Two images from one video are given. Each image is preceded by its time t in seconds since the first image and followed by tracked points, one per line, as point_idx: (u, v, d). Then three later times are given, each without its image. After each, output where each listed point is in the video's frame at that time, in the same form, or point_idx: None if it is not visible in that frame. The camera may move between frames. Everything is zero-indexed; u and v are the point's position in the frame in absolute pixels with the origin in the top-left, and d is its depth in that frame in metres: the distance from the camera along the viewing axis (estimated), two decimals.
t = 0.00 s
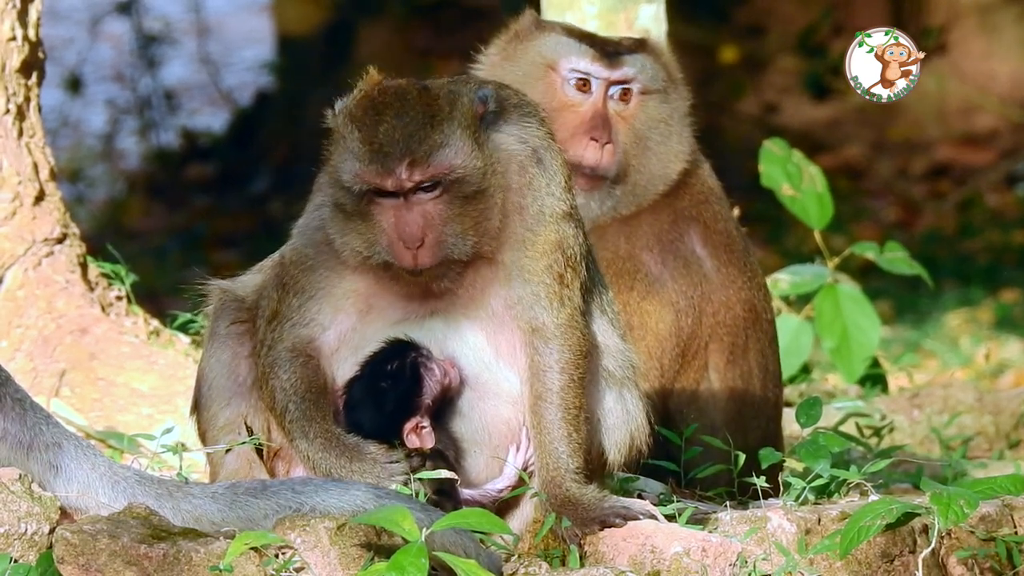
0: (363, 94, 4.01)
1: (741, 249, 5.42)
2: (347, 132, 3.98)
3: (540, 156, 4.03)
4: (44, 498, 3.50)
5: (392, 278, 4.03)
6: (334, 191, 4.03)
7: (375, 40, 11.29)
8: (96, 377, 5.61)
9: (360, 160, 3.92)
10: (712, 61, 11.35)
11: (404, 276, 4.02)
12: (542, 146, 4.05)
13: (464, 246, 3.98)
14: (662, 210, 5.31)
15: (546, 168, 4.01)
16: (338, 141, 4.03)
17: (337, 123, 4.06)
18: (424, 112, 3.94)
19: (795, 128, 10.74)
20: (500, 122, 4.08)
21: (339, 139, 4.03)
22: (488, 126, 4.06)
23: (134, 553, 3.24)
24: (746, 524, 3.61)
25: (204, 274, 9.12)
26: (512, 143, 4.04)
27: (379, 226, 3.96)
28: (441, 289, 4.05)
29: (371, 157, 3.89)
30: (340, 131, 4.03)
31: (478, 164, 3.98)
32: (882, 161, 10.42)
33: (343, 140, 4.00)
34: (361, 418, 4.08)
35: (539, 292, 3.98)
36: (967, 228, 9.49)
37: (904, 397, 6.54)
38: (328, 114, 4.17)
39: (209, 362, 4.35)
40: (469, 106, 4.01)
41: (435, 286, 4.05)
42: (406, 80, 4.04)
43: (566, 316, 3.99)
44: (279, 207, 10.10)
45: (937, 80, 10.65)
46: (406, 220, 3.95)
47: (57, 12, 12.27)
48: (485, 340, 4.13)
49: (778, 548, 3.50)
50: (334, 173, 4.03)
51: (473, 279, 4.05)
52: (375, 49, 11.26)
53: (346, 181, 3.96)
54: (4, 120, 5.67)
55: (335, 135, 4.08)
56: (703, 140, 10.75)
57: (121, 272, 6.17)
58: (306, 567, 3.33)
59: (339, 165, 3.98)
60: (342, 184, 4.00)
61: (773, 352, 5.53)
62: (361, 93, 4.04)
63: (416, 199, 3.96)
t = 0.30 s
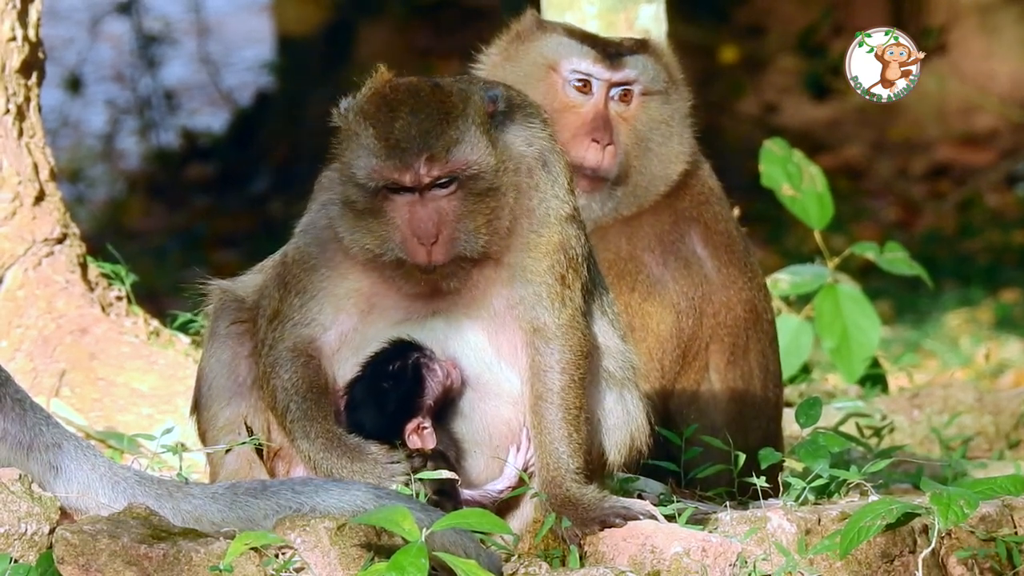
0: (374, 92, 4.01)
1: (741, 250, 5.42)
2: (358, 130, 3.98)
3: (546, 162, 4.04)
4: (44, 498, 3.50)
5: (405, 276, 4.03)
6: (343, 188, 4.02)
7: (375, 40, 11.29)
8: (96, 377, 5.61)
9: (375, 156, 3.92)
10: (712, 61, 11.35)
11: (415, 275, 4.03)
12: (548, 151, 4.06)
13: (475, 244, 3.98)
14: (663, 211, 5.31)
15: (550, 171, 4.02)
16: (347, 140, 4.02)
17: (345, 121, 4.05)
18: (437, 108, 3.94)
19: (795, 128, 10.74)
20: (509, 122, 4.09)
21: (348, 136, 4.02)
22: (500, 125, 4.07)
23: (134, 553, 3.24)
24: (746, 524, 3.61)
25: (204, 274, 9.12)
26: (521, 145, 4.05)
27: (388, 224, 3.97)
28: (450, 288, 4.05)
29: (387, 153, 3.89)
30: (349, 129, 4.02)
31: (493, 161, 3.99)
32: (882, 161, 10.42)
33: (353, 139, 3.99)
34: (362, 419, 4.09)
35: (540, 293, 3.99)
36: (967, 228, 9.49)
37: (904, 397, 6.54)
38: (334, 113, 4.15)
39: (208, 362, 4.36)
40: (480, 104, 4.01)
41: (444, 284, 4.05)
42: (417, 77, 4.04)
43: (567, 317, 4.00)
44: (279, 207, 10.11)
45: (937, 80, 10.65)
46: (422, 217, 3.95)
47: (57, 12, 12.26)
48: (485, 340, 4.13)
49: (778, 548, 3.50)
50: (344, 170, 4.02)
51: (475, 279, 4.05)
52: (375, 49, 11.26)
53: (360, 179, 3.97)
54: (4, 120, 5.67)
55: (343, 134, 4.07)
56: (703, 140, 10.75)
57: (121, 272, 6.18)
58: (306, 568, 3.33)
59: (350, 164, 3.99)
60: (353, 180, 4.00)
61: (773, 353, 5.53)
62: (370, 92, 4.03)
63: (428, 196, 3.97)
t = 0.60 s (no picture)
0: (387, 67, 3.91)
1: (741, 250, 5.42)
2: (382, 98, 3.85)
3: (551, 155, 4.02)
4: (44, 498, 3.50)
5: (446, 241, 3.91)
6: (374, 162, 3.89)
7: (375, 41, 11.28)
8: (96, 377, 5.61)
9: (412, 112, 3.80)
10: (712, 61, 11.35)
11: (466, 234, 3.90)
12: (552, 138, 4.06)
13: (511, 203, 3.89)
14: (663, 211, 5.31)
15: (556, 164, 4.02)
16: (368, 118, 3.90)
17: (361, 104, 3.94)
18: (461, 65, 3.87)
19: (795, 128, 10.74)
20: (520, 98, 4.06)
21: (368, 113, 3.90)
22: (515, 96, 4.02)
23: (133, 553, 3.24)
24: (746, 524, 3.61)
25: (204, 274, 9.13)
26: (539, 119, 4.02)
27: (425, 185, 3.83)
28: (488, 251, 3.95)
29: (423, 104, 3.78)
30: (366, 109, 3.90)
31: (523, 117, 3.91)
32: (882, 161, 10.42)
33: (379, 107, 3.86)
34: (361, 420, 4.11)
35: (540, 293, 4.00)
36: (967, 228, 9.48)
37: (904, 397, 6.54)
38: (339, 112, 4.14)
39: (206, 363, 4.36)
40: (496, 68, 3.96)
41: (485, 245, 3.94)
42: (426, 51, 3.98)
43: (566, 317, 4.02)
44: (279, 207, 10.12)
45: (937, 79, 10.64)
46: (469, 167, 3.80)
47: (57, 12, 12.26)
48: (484, 340, 4.13)
49: (778, 548, 3.50)
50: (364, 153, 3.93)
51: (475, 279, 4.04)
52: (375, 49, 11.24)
53: (403, 136, 3.82)
54: (4, 120, 5.67)
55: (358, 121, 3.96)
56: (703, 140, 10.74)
57: (121, 272, 6.18)
58: (306, 567, 3.33)
59: (366, 150, 3.89)
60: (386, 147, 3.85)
61: (773, 353, 5.53)
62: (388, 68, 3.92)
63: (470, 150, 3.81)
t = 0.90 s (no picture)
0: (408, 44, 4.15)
1: (742, 250, 5.42)
2: (420, 67, 4.02)
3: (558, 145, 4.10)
4: (44, 498, 3.50)
5: (507, 197, 3.96)
6: (428, 125, 4.01)
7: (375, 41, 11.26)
8: (96, 377, 5.61)
9: (465, 65, 3.96)
10: (712, 62, 11.35)
11: (527, 188, 3.93)
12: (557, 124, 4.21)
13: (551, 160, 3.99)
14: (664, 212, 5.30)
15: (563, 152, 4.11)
16: (409, 91, 4.03)
17: (391, 88, 4.08)
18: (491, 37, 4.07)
19: (795, 128, 10.74)
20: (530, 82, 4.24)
21: (408, 87, 4.03)
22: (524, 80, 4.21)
23: (134, 553, 3.24)
24: (746, 524, 3.61)
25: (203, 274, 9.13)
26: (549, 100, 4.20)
27: (487, 134, 3.94)
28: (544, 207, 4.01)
29: (470, 59, 3.96)
30: (403, 85, 4.04)
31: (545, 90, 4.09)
32: (882, 161, 10.42)
33: (420, 76, 4.02)
34: (360, 421, 4.10)
35: (541, 293, 4.03)
36: (967, 228, 9.48)
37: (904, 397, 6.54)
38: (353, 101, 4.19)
39: (203, 364, 4.37)
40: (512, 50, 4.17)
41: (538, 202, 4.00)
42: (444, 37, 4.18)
43: (568, 318, 4.05)
44: (279, 207, 10.12)
45: (937, 79, 10.63)
46: (516, 118, 3.93)
47: (57, 12, 12.25)
48: (482, 339, 4.13)
49: (778, 548, 3.50)
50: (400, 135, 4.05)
51: (477, 278, 4.06)
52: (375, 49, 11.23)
53: (458, 90, 3.97)
54: (4, 120, 5.67)
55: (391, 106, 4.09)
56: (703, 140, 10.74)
57: (121, 272, 6.18)
58: (306, 567, 3.32)
59: (416, 112, 4.02)
60: (442, 108, 3.99)
61: (774, 352, 5.53)
62: (404, 53, 4.11)
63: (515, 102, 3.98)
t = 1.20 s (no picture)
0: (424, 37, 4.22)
1: (742, 250, 5.42)
2: (447, 56, 4.10)
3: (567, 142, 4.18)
4: (44, 498, 3.50)
5: (539, 184, 3.98)
6: (460, 113, 4.05)
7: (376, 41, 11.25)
8: (96, 377, 5.61)
9: (494, 52, 4.05)
10: (712, 61, 11.34)
11: (557, 174, 3.97)
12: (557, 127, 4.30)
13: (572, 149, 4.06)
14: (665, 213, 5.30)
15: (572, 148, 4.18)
16: (438, 80, 4.09)
17: (416, 81, 4.12)
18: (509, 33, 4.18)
19: (795, 128, 10.74)
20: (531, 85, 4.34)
21: (437, 76, 4.09)
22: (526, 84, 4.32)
23: (133, 553, 3.24)
24: (746, 524, 3.61)
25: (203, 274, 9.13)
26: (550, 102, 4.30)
27: (517, 122, 4.01)
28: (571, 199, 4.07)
29: (498, 47, 4.05)
30: (431, 74, 4.10)
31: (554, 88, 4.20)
32: (882, 161, 10.41)
33: (449, 64, 4.09)
34: (358, 422, 4.11)
35: (545, 293, 4.04)
36: (967, 228, 9.48)
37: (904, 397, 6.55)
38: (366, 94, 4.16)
39: (200, 366, 4.37)
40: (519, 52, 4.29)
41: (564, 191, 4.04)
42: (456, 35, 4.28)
43: (570, 318, 4.06)
44: (279, 207, 10.13)
45: (937, 79, 10.63)
46: (540, 105, 4.02)
47: (57, 12, 12.24)
48: (483, 340, 4.14)
49: (778, 548, 3.50)
50: (424, 125, 4.08)
51: (479, 279, 4.07)
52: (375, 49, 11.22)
53: (489, 77, 4.04)
54: (4, 120, 5.67)
55: (415, 99, 4.11)
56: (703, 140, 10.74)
57: (121, 272, 6.18)
58: (306, 567, 3.32)
59: (454, 99, 4.06)
60: (474, 95, 4.05)
61: (774, 352, 5.53)
62: (423, 46, 4.18)
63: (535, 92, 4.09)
